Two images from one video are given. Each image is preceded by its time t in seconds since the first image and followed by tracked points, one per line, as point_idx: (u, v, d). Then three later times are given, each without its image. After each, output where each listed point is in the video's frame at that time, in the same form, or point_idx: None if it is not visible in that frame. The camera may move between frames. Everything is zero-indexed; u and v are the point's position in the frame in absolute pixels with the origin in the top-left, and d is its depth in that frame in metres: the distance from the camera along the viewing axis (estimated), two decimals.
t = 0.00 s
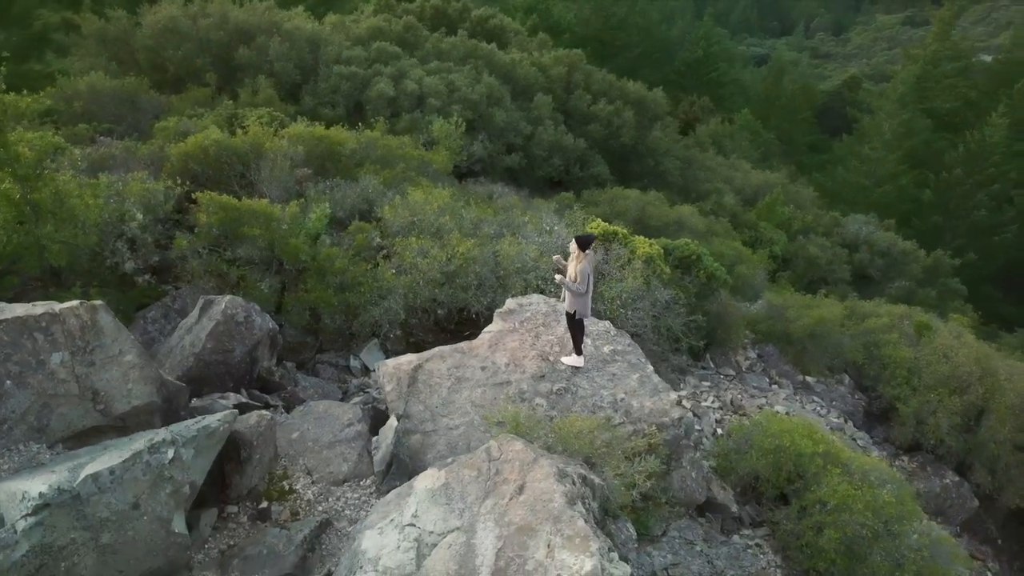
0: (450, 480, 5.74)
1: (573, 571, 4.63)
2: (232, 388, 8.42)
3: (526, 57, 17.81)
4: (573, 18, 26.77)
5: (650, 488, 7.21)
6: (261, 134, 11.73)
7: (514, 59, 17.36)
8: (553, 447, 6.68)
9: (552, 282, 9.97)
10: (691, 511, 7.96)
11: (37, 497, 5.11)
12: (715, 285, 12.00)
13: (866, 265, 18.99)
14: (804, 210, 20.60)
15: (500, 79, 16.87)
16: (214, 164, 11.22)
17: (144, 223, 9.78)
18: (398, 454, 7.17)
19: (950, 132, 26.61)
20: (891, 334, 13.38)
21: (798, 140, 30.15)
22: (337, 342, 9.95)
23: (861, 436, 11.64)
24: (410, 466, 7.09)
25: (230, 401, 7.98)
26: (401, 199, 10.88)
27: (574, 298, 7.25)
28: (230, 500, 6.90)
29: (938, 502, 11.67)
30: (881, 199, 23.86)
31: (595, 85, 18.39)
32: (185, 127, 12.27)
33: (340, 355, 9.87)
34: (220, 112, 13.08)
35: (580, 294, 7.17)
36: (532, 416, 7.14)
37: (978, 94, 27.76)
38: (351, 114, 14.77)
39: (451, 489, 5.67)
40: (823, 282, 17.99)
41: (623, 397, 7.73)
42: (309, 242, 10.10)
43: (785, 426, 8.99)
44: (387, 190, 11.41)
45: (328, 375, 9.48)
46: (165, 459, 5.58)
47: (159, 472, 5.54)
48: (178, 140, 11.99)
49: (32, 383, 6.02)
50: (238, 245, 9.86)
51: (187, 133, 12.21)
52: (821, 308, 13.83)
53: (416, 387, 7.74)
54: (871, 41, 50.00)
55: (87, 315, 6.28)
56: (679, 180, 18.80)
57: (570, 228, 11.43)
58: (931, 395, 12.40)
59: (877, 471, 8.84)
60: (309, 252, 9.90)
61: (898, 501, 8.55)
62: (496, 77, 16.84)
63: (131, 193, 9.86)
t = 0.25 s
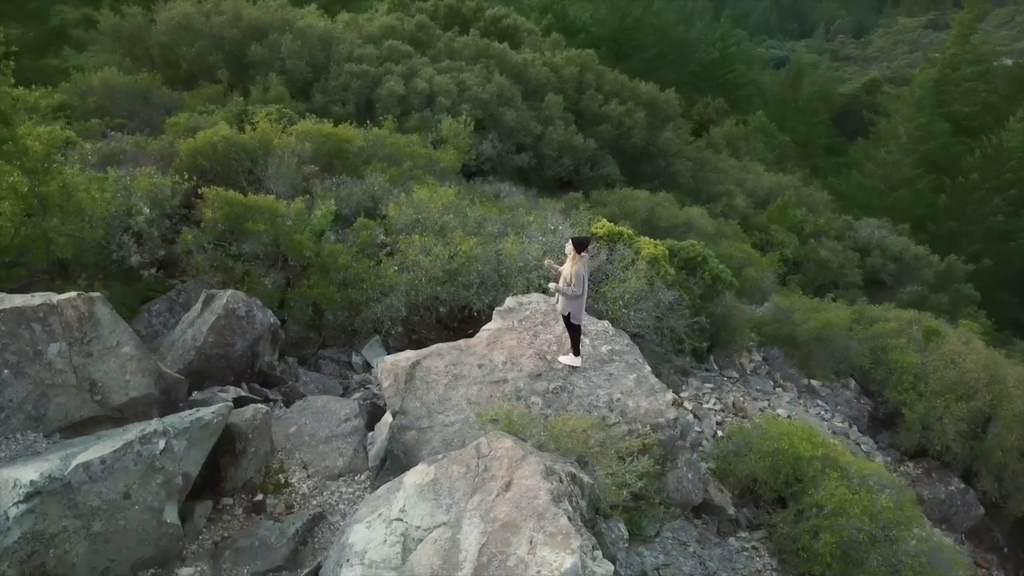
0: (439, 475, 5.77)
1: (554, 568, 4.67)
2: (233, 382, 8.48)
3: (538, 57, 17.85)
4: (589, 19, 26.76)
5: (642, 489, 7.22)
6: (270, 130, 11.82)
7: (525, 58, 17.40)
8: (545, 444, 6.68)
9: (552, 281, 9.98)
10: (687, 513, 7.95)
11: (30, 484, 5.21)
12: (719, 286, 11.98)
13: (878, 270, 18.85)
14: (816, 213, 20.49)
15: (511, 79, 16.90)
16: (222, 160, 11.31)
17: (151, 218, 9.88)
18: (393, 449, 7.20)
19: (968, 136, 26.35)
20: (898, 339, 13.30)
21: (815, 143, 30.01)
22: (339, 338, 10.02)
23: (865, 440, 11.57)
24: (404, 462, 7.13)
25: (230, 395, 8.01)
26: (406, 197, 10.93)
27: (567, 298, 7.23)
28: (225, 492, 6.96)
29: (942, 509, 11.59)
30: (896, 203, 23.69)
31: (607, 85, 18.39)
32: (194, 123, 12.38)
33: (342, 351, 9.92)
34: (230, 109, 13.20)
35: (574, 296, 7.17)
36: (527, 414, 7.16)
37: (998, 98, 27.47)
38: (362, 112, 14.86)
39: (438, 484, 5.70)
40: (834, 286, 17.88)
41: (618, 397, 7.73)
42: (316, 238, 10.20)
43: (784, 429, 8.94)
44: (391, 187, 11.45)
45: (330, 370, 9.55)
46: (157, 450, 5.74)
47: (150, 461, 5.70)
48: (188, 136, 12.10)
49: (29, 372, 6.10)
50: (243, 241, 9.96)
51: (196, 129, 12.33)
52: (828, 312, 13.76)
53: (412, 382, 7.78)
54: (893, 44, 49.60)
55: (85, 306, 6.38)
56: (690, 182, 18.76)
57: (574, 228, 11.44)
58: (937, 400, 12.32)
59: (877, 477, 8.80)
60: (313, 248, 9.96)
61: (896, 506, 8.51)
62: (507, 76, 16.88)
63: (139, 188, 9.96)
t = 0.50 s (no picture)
0: (427, 470, 5.81)
1: (533, 565, 4.67)
2: (234, 375, 8.56)
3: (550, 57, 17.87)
4: (605, 19, 26.72)
5: (633, 489, 7.17)
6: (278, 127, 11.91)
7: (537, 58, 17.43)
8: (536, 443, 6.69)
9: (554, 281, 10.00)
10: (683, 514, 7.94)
11: (21, 472, 5.29)
12: (723, 289, 11.95)
13: (890, 275, 18.72)
14: (829, 217, 20.37)
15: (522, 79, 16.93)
16: (231, 156, 11.41)
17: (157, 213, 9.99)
18: (387, 445, 7.24)
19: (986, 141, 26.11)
20: (906, 345, 13.21)
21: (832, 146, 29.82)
22: (342, 334, 10.08)
23: (869, 445, 11.49)
24: (398, 457, 7.17)
25: (229, 388, 8.06)
26: (411, 195, 10.98)
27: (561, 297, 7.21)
28: (221, 485, 7.05)
29: (947, 517, 11.51)
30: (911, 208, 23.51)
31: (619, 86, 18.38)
32: (204, 119, 12.50)
33: (344, 347, 9.98)
34: (240, 105, 13.32)
35: (568, 296, 7.16)
36: (522, 412, 7.18)
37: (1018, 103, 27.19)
38: (372, 110, 14.94)
39: (426, 480, 5.75)
40: (845, 290, 17.76)
41: (614, 398, 7.73)
42: (320, 235, 10.28)
43: (783, 432, 8.90)
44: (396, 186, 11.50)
45: (332, 365, 9.60)
46: (147, 441, 5.84)
47: (141, 453, 5.81)
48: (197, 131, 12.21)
49: (27, 362, 6.20)
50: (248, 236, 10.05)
51: (206, 125, 12.44)
52: (836, 316, 13.69)
53: (408, 378, 7.84)
54: (915, 48, 49.18)
55: (83, 298, 6.46)
56: (701, 184, 18.71)
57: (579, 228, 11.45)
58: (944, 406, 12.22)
59: (875, 482, 8.74)
60: (317, 245, 10.03)
61: (894, 512, 8.45)
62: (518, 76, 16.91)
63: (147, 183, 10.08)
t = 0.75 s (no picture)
0: (416, 465, 5.84)
1: (513, 562, 4.70)
2: (235, 370, 8.64)
3: (562, 57, 17.89)
4: (621, 20, 26.69)
5: (627, 488, 7.19)
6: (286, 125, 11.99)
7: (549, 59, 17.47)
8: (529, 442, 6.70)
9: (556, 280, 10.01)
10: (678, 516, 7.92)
11: (14, 460, 5.38)
12: (728, 291, 11.92)
13: (903, 280, 18.57)
14: (842, 221, 20.24)
15: (533, 79, 16.96)
16: (239, 153, 11.50)
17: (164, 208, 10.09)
18: (383, 441, 7.29)
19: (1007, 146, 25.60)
20: (914, 350, 13.12)
21: (849, 150, 29.61)
22: (345, 330, 10.13)
23: (873, 451, 11.41)
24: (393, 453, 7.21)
25: (230, 380, 8.11)
26: (417, 193, 11.04)
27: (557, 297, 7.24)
28: (217, 478, 7.14)
29: (951, 525, 11.38)
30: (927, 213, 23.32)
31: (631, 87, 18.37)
32: (214, 116, 12.60)
33: (346, 343, 10.02)
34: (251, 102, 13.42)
35: (562, 296, 7.19)
36: (515, 410, 7.22)
37: None
38: (382, 108, 15.01)
39: (414, 475, 5.77)
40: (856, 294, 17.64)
41: (611, 398, 7.74)
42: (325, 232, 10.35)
43: (783, 436, 8.87)
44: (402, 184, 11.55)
45: (334, 360, 9.64)
46: (140, 432, 5.92)
47: (134, 443, 5.88)
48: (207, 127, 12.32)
49: (26, 353, 6.29)
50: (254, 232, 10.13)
51: (216, 121, 12.54)
52: (843, 320, 13.62)
53: (405, 375, 7.89)
54: (938, 52, 48.74)
55: (81, 291, 6.54)
56: (713, 185, 18.66)
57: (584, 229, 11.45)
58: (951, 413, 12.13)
59: (874, 488, 8.70)
60: (321, 241, 10.09)
61: (892, 518, 8.41)
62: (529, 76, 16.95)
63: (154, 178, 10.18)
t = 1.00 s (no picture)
0: (405, 461, 5.88)
1: (494, 556, 4.74)
2: (236, 364, 8.71)
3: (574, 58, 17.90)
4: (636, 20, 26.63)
5: (619, 489, 7.18)
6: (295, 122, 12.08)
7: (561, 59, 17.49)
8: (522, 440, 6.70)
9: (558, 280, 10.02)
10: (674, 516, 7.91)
11: (8, 447, 5.48)
12: (733, 293, 11.89)
13: (916, 285, 18.44)
14: (855, 225, 20.12)
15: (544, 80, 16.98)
16: (248, 149, 11.59)
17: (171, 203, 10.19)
18: (378, 436, 7.34)
19: None
20: (922, 356, 13.04)
21: (865, 153, 29.40)
22: (348, 327, 10.18)
23: (878, 456, 11.33)
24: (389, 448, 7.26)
25: (230, 374, 8.18)
26: (422, 191, 11.09)
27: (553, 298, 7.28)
28: (213, 470, 7.20)
29: (955, 532, 11.26)
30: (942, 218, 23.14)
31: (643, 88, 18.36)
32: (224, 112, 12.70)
33: (349, 339, 10.07)
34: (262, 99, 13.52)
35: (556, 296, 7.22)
36: (509, 408, 7.25)
37: None
38: (393, 107, 15.08)
39: (402, 471, 5.81)
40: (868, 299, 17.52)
41: (607, 398, 7.74)
42: (329, 228, 10.41)
43: (782, 439, 8.84)
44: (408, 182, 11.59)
45: (336, 356, 9.69)
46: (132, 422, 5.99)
47: (126, 433, 5.96)
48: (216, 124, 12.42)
49: (25, 343, 6.38)
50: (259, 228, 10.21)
51: (225, 117, 12.64)
52: (850, 324, 13.56)
53: (403, 371, 7.95)
54: (960, 56, 48.30)
55: (80, 282, 6.64)
56: (724, 188, 18.60)
57: (590, 229, 11.46)
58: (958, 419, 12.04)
59: (873, 493, 8.66)
60: (325, 238, 10.16)
61: (889, 524, 8.37)
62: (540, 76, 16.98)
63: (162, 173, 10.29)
